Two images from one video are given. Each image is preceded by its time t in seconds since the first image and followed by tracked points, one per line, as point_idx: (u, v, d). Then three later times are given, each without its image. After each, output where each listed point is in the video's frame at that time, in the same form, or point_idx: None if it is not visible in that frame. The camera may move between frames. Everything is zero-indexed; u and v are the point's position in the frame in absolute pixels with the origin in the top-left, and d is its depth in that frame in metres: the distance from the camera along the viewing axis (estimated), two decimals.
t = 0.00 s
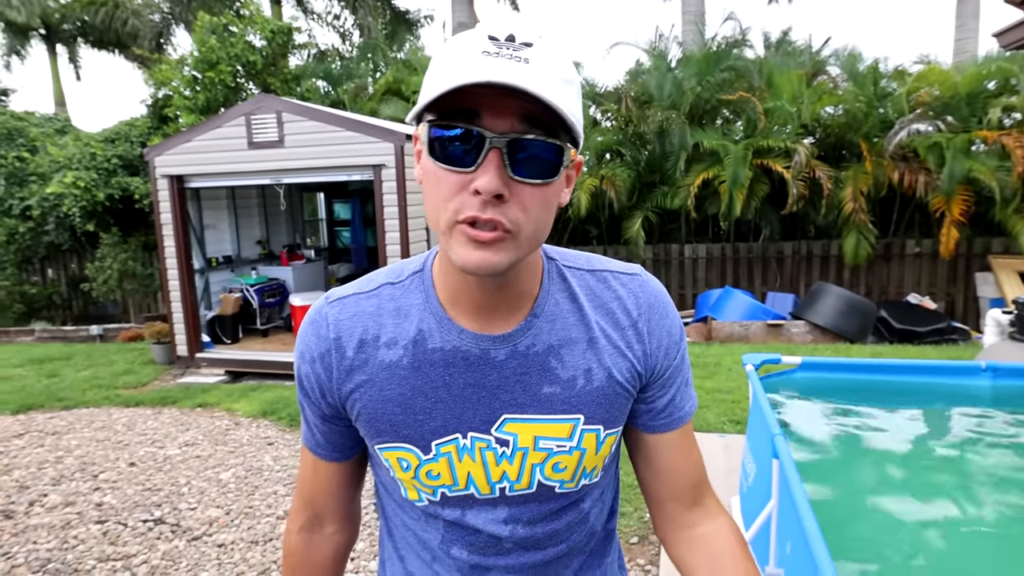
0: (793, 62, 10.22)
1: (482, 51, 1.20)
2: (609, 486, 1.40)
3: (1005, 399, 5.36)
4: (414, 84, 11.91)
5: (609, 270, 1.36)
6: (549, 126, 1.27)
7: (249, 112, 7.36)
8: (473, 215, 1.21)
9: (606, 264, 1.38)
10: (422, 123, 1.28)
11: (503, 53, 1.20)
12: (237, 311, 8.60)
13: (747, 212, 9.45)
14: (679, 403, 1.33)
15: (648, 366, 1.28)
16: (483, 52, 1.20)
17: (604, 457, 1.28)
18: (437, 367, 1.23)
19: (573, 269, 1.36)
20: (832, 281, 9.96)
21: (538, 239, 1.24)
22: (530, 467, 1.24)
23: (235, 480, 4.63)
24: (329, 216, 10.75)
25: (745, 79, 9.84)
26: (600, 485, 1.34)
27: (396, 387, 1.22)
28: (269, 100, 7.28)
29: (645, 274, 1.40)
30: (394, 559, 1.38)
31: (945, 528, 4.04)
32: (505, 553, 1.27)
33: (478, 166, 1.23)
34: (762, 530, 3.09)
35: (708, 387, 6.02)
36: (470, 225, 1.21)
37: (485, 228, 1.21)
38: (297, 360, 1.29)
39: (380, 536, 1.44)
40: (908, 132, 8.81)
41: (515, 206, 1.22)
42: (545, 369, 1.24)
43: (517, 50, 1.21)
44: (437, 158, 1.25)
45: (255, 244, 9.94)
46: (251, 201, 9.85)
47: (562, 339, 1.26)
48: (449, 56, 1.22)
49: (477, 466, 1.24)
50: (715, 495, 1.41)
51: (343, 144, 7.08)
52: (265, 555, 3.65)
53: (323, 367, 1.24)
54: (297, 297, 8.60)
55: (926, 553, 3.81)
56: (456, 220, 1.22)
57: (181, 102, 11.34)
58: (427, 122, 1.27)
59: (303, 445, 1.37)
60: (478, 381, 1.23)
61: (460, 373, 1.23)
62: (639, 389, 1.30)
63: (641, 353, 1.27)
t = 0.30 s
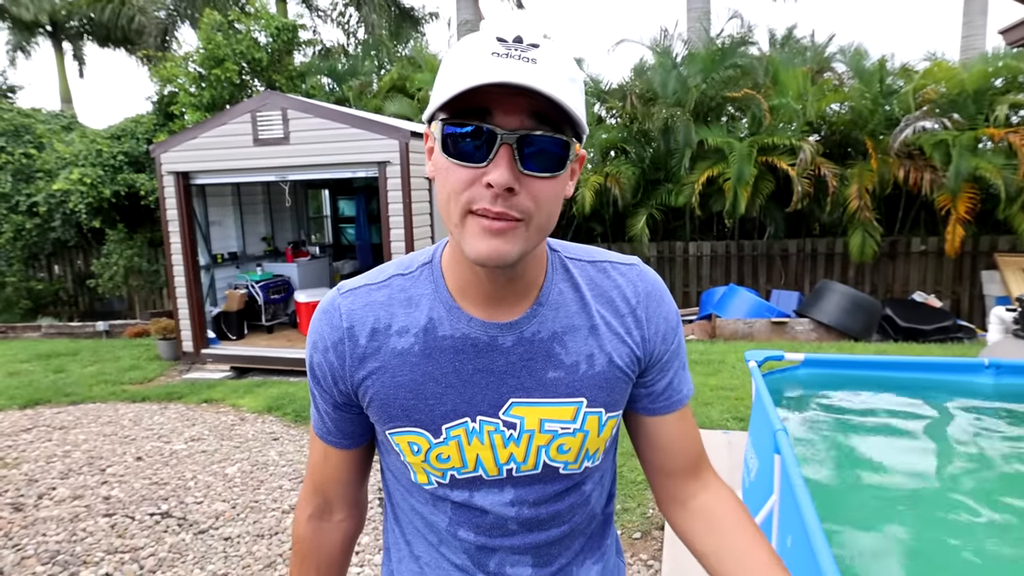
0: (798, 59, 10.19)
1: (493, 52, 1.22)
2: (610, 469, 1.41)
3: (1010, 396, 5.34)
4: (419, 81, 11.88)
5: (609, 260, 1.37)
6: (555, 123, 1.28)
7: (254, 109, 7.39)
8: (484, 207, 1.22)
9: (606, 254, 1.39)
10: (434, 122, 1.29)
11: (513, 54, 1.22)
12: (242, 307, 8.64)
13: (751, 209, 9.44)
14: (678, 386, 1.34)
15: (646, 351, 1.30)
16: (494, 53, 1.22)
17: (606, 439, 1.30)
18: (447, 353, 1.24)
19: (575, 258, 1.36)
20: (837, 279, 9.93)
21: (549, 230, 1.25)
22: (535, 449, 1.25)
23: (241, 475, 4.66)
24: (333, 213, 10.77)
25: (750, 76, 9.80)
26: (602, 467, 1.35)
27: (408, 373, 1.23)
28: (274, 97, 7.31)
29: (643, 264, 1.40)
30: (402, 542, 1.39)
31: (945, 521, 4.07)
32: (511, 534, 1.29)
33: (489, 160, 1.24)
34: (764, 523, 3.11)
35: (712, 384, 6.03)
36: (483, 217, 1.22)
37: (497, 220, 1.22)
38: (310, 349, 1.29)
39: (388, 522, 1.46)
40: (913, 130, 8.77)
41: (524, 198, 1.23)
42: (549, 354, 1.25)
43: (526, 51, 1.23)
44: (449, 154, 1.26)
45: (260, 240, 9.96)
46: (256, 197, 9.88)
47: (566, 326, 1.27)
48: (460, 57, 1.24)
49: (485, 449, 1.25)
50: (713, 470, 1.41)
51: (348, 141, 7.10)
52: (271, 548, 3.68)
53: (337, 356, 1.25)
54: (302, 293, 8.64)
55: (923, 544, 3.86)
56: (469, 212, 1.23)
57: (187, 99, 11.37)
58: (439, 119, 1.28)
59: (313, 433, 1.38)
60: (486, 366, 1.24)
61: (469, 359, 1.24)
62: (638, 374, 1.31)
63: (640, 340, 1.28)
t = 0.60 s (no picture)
0: (799, 57, 10.19)
1: (463, 62, 1.24)
2: (599, 456, 1.43)
3: (1006, 393, 5.35)
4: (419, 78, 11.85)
5: (589, 249, 1.40)
6: (530, 124, 1.30)
7: (254, 107, 7.40)
8: (473, 212, 1.25)
9: (585, 243, 1.42)
10: (412, 136, 1.29)
11: (482, 62, 1.24)
12: (242, 304, 8.65)
13: (751, 208, 9.46)
14: (667, 364, 1.37)
15: (630, 336, 1.33)
16: (464, 62, 1.24)
17: (595, 423, 1.32)
18: (441, 343, 1.26)
19: (558, 249, 1.39)
20: (836, 278, 9.95)
21: (535, 225, 1.28)
22: (528, 434, 1.27)
23: (241, 471, 4.69)
24: (333, 211, 10.71)
25: (750, 75, 9.80)
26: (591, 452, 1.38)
27: (404, 362, 1.25)
28: (274, 95, 7.32)
29: (621, 252, 1.43)
30: (395, 534, 1.38)
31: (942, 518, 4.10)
32: (506, 520, 1.30)
33: (471, 168, 1.26)
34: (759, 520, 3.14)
35: (710, 382, 6.05)
36: (472, 221, 1.25)
37: (485, 224, 1.24)
38: (304, 340, 1.30)
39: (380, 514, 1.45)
40: (914, 128, 8.78)
41: (510, 200, 1.25)
42: (539, 342, 1.27)
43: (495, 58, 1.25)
44: (432, 165, 1.27)
45: (260, 238, 9.97)
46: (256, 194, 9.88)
47: (554, 314, 1.29)
48: (433, 71, 1.25)
49: (480, 435, 1.27)
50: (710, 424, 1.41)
51: (348, 139, 7.11)
52: (271, 543, 3.71)
53: (334, 345, 1.26)
54: (301, 291, 8.66)
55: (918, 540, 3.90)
56: (459, 219, 1.25)
57: (187, 96, 11.37)
58: (417, 134, 1.28)
59: (303, 427, 1.37)
60: (479, 355, 1.26)
61: (464, 348, 1.26)
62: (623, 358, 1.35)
63: (624, 325, 1.32)
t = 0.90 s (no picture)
0: (808, 57, 10.18)
1: (442, 55, 1.29)
2: (606, 440, 1.47)
3: (1014, 393, 5.37)
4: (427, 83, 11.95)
5: (586, 238, 1.48)
6: (509, 109, 1.33)
7: (263, 112, 7.51)
8: (458, 197, 1.30)
9: (583, 233, 1.49)
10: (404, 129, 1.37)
11: (460, 54, 1.28)
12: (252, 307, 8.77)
13: (760, 209, 9.45)
14: (655, 347, 1.46)
15: (629, 319, 1.40)
16: (443, 56, 1.28)
17: (604, 404, 1.37)
18: (454, 328, 1.30)
19: (557, 239, 1.46)
20: (846, 279, 9.93)
21: (520, 208, 1.31)
22: (541, 416, 1.31)
23: (252, 470, 4.77)
24: (341, 215, 10.75)
25: (758, 75, 9.80)
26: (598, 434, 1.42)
27: (418, 347, 1.29)
28: (282, 100, 7.42)
29: (616, 241, 1.51)
30: (410, 523, 1.39)
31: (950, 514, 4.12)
32: (520, 504, 1.32)
33: (454, 154, 1.32)
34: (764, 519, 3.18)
35: (718, 383, 6.08)
36: (457, 207, 1.30)
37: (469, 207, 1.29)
38: (321, 328, 1.33)
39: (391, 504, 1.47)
40: (926, 127, 8.74)
41: (491, 183, 1.30)
42: (549, 325, 1.32)
43: (473, 48, 1.29)
44: (420, 154, 1.34)
45: (270, 242, 10.12)
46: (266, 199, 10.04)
47: (560, 299, 1.34)
48: (414, 65, 1.32)
49: (495, 417, 1.30)
50: (681, 429, 1.52)
51: (356, 144, 7.20)
52: (283, 539, 3.78)
53: (350, 331, 1.30)
54: (311, 294, 8.76)
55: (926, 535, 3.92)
56: (447, 204, 1.31)
57: (198, 102, 11.55)
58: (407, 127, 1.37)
59: (317, 412, 1.41)
60: (491, 339, 1.30)
61: (475, 333, 1.30)
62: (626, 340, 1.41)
63: (626, 306, 1.39)
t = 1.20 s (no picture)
0: (807, 57, 10.19)
1: (452, 51, 1.28)
2: (603, 440, 1.46)
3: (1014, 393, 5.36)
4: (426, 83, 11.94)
5: (586, 239, 1.46)
6: (517, 108, 1.34)
7: (263, 111, 7.50)
8: (462, 194, 1.29)
9: (583, 234, 1.48)
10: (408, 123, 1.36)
11: (472, 51, 1.27)
12: (251, 306, 8.76)
13: (759, 208, 9.46)
14: (654, 351, 1.45)
15: (627, 322, 1.39)
16: (454, 52, 1.27)
17: (599, 408, 1.36)
18: (446, 331, 1.29)
19: (556, 241, 1.45)
20: (845, 279, 9.93)
21: (523, 209, 1.31)
22: (533, 419, 1.30)
23: (251, 469, 4.76)
24: (341, 214, 10.77)
25: (757, 75, 9.80)
26: (594, 437, 1.40)
27: (410, 349, 1.28)
28: (282, 99, 7.41)
29: (618, 242, 1.50)
30: (404, 520, 1.39)
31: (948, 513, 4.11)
32: (513, 504, 1.31)
33: (459, 149, 1.31)
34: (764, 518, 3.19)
35: (717, 383, 6.08)
36: (460, 205, 1.29)
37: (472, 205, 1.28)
38: (318, 327, 1.34)
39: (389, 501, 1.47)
40: (924, 127, 8.74)
41: (495, 181, 1.30)
42: (542, 329, 1.31)
43: (484, 46, 1.28)
44: (424, 149, 1.34)
45: (269, 241, 10.12)
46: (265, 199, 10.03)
47: (555, 302, 1.33)
48: (423, 57, 1.31)
49: (486, 420, 1.30)
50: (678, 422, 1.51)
51: (356, 143, 7.19)
52: (282, 539, 3.78)
53: (344, 331, 1.30)
54: (310, 293, 8.75)
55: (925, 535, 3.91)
56: (449, 201, 1.30)
57: (197, 102, 11.54)
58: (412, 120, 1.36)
59: (315, 409, 1.41)
60: (484, 342, 1.30)
61: (467, 336, 1.29)
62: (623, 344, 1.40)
63: (623, 310, 1.37)
